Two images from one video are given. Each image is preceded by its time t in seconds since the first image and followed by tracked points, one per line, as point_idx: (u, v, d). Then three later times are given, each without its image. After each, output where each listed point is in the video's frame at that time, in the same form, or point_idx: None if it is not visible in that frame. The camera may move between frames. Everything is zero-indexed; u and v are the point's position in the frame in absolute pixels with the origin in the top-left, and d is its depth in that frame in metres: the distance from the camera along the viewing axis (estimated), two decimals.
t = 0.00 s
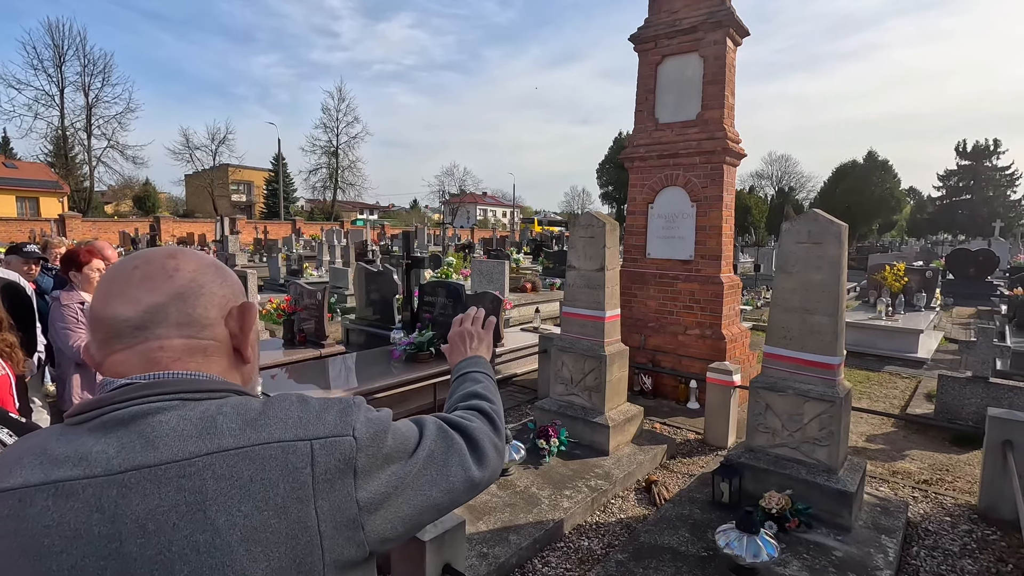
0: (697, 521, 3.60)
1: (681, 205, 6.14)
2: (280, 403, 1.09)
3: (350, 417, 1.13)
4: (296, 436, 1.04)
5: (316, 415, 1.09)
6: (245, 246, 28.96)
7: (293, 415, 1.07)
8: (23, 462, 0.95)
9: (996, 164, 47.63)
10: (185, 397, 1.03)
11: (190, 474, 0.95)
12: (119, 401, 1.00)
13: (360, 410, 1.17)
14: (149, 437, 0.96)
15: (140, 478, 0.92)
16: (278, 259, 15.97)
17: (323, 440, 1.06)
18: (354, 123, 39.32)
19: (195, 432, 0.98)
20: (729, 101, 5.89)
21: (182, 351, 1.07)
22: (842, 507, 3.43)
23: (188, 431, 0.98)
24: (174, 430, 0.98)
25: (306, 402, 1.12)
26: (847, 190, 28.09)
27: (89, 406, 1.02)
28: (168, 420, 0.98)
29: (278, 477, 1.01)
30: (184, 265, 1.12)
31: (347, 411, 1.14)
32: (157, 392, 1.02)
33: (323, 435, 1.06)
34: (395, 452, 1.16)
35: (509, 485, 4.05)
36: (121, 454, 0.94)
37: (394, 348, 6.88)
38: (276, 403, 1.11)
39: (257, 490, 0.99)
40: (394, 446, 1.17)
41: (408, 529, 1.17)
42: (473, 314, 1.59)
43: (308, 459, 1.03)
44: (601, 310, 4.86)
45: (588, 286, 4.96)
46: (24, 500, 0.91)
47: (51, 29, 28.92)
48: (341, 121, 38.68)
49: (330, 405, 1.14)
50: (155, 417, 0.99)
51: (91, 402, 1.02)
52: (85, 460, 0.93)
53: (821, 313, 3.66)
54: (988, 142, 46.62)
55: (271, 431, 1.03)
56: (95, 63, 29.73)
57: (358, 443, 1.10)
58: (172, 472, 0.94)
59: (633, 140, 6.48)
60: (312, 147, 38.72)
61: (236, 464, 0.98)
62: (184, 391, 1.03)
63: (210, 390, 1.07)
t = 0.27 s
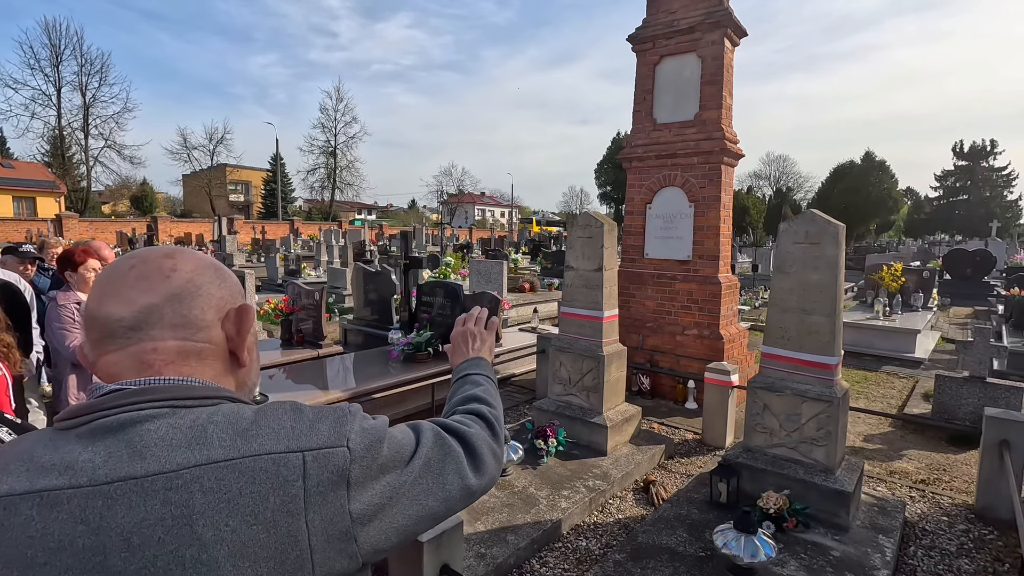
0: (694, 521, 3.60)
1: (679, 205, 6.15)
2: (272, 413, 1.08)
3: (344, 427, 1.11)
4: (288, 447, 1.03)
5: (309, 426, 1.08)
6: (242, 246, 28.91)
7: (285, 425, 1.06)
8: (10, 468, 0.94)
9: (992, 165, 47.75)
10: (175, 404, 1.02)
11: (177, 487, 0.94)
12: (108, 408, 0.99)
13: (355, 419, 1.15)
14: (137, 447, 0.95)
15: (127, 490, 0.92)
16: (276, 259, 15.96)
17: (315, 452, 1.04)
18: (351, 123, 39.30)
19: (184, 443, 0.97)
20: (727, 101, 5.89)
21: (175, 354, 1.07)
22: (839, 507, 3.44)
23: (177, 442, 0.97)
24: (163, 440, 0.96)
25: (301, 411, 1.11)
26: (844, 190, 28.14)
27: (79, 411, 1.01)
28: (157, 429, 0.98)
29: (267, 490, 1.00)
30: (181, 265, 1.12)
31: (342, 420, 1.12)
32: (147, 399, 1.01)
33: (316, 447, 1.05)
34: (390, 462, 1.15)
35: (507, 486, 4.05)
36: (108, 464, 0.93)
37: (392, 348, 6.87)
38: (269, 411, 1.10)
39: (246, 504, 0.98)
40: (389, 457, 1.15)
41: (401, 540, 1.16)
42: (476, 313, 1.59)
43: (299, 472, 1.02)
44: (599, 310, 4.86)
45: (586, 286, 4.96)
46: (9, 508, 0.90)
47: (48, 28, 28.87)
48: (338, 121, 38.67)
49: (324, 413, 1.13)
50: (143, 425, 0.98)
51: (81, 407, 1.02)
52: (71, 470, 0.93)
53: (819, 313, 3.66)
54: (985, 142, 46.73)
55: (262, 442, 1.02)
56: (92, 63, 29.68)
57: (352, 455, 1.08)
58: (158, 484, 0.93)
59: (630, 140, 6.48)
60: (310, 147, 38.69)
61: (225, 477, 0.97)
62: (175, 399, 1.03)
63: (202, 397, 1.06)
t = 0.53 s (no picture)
0: (692, 522, 3.61)
1: (677, 205, 6.15)
2: (262, 416, 1.07)
3: (335, 427, 1.11)
4: (278, 450, 1.02)
5: (300, 428, 1.07)
6: (240, 247, 28.87)
7: (275, 427, 1.06)
8: None
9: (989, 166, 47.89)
10: (164, 407, 1.01)
11: (165, 492, 0.93)
12: (96, 411, 0.98)
13: (347, 419, 1.15)
14: (124, 451, 0.94)
15: (113, 496, 0.91)
16: (274, 259, 15.94)
17: (306, 454, 1.04)
18: (349, 123, 39.28)
19: (173, 447, 0.96)
20: (724, 102, 5.90)
21: (167, 358, 1.07)
22: (836, 507, 3.44)
23: (166, 445, 0.96)
24: (150, 445, 0.96)
25: (291, 413, 1.10)
26: (842, 191, 28.21)
27: (65, 415, 0.99)
28: (145, 432, 0.97)
29: (257, 494, 0.99)
30: (173, 267, 1.11)
31: (333, 422, 1.12)
32: (134, 403, 1.00)
33: (306, 450, 1.05)
34: (383, 462, 1.15)
35: (504, 486, 4.05)
36: (94, 469, 0.92)
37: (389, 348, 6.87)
38: (258, 413, 1.09)
39: (235, 508, 0.97)
40: (381, 457, 1.15)
41: (394, 538, 1.16)
42: (462, 306, 1.59)
43: (290, 475, 1.02)
44: (597, 310, 4.87)
45: (583, 287, 4.96)
46: None
47: (44, 28, 28.80)
48: (336, 121, 38.66)
49: (315, 414, 1.12)
50: (131, 429, 0.97)
51: (67, 411, 1.00)
52: (57, 475, 0.91)
53: (816, 314, 3.66)
54: (981, 143, 46.83)
55: (252, 446, 1.01)
56: (89, 63, 29.63)
57: (343, 456, 1.08)
58: (145, 490, 0.92)
59: (628, 140, 6.49)
60: (308, 147, 38.66)
61: (214, 481, 0.96)
62: (164, 402, 1.02)
63: (192, 400, 1.05)
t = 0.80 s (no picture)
0: (690, 522, 3.61)
1: (674, 205, 6.16)
2: (256, 417, 1.07)
3: (329, 426, 1.10)
4: (272, 452, 1.02)
5: (293, 428, 1.07)
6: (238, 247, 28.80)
7: (268, 428, 1.05)
8: None
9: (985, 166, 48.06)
10: (156, 409, 1.00)
11: (157, 496, 0.93)
12: (88, 414, 0.97)
13: (341, 417, 1.15)
14: (116, 455, 0.94)
15: (105, 500, 0.90)
16: (272, 259, 15.91)
17: (300, 454, 1.04)
18: (347, 123, 39.25)
19: (165, 450, 0.96)
20: (722, 102, 5.91)
21: (163, 360, 1.07)
22: (833, 507, 3.45)
23: (158, 448, 0.96)
24: (142, 448, 0.95)
25: (284, 413, 1.10)
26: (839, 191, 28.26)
27: (56, 418, 0.99)
28: (137, 435, 0.96)
29: (251, 496, 0.99)
30: (169, 268, 1.11)
31: (327, 421, 1.12)
32: (128, 405, 1.00)
33: (300, 450, 1.04)
34: (377, 459, 1.15)
35: (503, 487, 4.05)
36: (86, 473, 0.91)
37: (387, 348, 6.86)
38: (252, 414, 1.09)
39: (229, 511, 0.97)
40: (376, 455, 1.15)
41: (389, 534, 1.17)
42: (452, 295, 1.62)
43: (284, 476, 1.02)
44: (595, 311, 4.87)
45: (582, 287, 4.96)
46: None
47: (41, 27, 28.72)
48: (334, 121, 38.64)
49: (308, 413, 1.12)
50: (122, 433, 0.96)
51: (59, 414, 1.00)
52: (48, 479, 0.91)
53: (814, 314, 3.67)
54: (978, 144, 46.97)
55: (245, 448, 1.01)
56: (86, 63, 29.56)
57: (338, 454, 1.08)
58: (137, 494, 0.92)
59: (626, 141, 6.49)
60: (306, 147, 38.63)
61: (207, 484, 0.96)
62: (157, 404, 1.01)
63: (186, 402, 1.05)
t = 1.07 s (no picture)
0: (687, 522, 3.62)
1: (672, 206, 6.17)
2: (255, 418, 1.07)
3: (328, 427, 1.11)
4: (270, 452, 1.03)
5: (292, 429, 1.08)
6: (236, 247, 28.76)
7: (267, 429, 1.06)
8: None
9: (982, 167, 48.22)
10: (156, 410, 1.01)
11: (157, 496, 0.93)
12: (88, 414, 0.98)
13: (340, 418, 1.15)
14: (116, 455, 0.94)
15: (105, 500, 0.91)
16: (270, 260, 15.90)
17: (298, 455, 1.05)
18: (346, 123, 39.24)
19: (164, 450, 0.97)
20: (720, 103, 5.93)
21: (162, 362, 1.06)
22: (831, 507, 3.47)
23: (157, 448, 0.96)
24: (142, 448, 0.96)
25: (283, 415, 1.11)
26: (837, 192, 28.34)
27: (57, 419, 0.99)
28: (137, 436, 0.97)
29: (250, 496, 1.00)
30: (167, 269, 1.10)
31: (325, 422, 1.12)
32: (127, 406, 1.00)
33: (299, 451, 1.05)
34: (376, 461, 1.15)
35: (501, 487, 4.05)
36: (86, 473, 0.92)
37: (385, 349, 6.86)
38: (251, 415, 1.09)
39: (228, 511, 0.98)
40: (375, 456, 1.16)
41: (389, 536, 1.17)
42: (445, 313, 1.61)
43: (283, 477, 1.02)
44: (593, 311, 4.88)
45: (580, 288, 4.97)
46: None
47: (38, 27, 28.66)
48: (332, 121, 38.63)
49: (308, 414, 1.13)
50: (122, 433, 0.97)
51: (60, 414, 1.00)
52: (48, 479, 0.91)
53: (811, 314, 3.69)
54: (975, 145, 47.12)
55: (244, 448, 1.01)
56: (84, 62, 29.51)
57: (337, 456, 1.09)
58: (137, 494, 0.92)
59: (624, 142, 6.51)
60: (304, 147, 38.61)
61: (206, 484, 0.96)
62: (157, 404, 1.02)
63: (186, 403, 1.05)
